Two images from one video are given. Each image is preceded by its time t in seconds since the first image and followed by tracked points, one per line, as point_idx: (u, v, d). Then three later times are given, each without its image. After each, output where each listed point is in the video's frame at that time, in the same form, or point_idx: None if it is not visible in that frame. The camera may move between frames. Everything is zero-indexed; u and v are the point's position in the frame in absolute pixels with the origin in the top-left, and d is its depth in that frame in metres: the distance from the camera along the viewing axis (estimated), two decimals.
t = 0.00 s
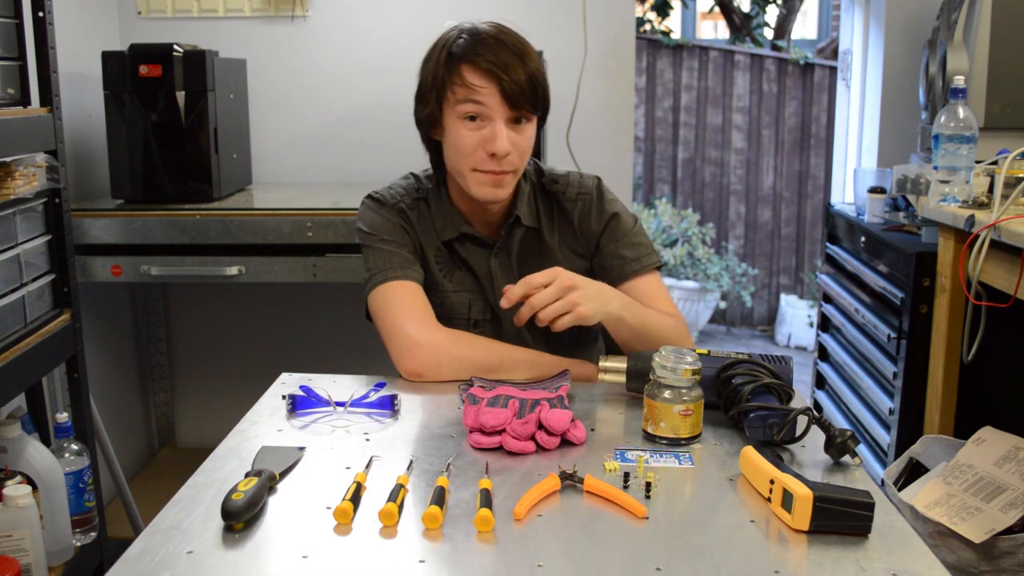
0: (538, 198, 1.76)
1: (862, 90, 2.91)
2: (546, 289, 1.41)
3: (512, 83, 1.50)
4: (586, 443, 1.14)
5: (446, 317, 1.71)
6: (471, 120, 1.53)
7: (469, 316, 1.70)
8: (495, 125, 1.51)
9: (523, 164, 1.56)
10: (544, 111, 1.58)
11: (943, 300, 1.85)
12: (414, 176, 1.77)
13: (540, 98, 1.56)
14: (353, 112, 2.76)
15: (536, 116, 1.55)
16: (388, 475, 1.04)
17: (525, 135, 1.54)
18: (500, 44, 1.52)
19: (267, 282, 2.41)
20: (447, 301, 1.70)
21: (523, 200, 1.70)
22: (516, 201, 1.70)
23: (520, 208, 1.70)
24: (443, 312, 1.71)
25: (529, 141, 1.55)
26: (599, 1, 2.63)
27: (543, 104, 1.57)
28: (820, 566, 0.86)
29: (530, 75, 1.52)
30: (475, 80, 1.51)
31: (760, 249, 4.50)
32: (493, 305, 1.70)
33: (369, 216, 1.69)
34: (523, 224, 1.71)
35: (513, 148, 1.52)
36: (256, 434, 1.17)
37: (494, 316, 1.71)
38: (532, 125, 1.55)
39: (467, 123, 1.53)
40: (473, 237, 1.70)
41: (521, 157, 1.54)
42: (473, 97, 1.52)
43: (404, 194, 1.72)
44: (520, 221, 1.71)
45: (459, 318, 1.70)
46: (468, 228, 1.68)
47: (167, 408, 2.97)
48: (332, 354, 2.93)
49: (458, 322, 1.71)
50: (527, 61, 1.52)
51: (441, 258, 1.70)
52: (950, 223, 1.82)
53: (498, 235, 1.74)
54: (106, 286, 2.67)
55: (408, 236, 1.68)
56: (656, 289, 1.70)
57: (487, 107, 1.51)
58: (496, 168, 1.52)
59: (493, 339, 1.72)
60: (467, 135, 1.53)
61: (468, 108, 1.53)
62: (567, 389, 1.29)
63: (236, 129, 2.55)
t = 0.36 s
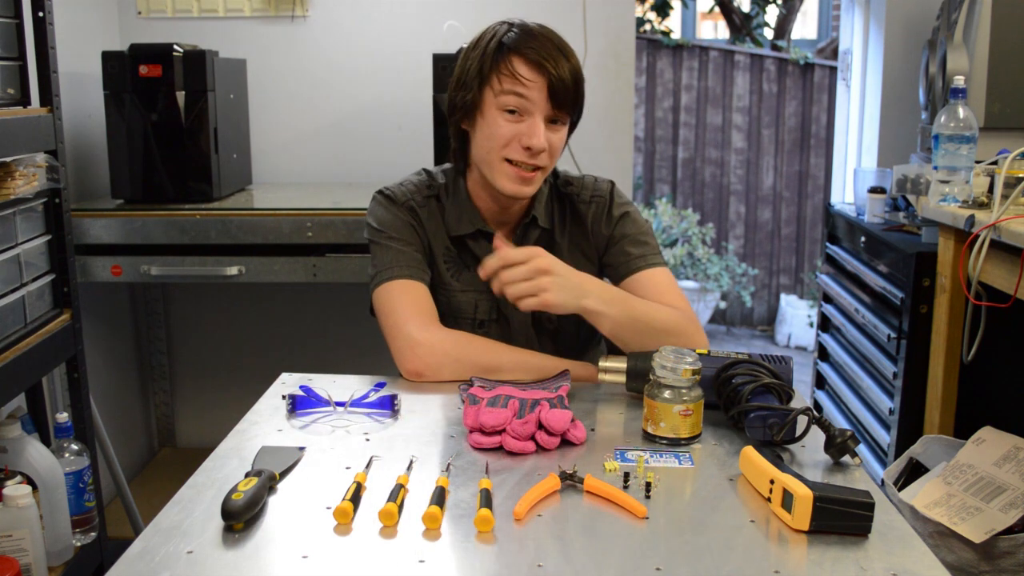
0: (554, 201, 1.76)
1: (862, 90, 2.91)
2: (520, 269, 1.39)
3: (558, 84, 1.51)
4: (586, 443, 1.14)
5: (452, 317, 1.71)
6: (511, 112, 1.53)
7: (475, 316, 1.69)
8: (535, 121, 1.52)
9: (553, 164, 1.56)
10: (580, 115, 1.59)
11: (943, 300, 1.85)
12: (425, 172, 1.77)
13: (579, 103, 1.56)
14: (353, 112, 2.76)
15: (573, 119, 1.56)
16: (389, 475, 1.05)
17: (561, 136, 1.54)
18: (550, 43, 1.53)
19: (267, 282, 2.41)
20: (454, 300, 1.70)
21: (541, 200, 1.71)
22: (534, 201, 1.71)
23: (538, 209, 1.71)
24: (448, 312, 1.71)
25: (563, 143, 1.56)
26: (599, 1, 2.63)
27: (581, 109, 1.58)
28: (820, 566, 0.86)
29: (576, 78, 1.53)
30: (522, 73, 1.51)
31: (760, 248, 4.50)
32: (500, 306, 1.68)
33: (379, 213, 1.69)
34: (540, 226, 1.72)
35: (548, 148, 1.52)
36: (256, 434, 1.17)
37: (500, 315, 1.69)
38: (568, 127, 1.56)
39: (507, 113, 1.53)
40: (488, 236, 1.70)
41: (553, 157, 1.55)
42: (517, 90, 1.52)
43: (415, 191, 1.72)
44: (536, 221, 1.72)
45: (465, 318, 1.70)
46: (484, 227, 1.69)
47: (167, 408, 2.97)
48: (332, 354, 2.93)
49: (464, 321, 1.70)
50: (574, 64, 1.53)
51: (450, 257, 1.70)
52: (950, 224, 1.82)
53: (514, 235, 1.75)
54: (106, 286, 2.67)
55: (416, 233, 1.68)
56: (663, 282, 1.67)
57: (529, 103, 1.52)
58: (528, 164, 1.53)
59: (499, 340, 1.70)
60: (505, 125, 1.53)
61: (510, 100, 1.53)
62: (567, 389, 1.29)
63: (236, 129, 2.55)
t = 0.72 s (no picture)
0: (563, 210, 1.75)
1: (862, 90, 2.91)
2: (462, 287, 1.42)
3: (571, 90, 1.50)
4: (586, 443, 1.14)
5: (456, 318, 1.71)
6: (522, 117, 1.52)
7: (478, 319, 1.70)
8: (545, 127, 1.51)
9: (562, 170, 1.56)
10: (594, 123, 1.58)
11: (943, 300, 1.85)
12: (438, 171, 1.77)
13: (592, 111, 1.56)
14: (353, 112, 2.76)
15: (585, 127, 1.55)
16: (389, 475, 1.05)
17: (571, 143, 1.53)
18: (566, 49, 1.52)
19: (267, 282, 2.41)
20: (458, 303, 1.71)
21: (550, 209, 1.71)
22: (544, 210, 1.71)
23: (547, 218, 1.71)
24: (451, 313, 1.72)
25: (574, 150, 1.55)
26: None
27: (594, 117, 1.57)
28: (820, 566, 0.86)
29: (590, 86, 1.53)
30: (535, 78, 1.51)
31: (760, 248, 4.50)
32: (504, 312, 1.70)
33: (389, 208, 1.69)
34: (548, 235, 1.72)
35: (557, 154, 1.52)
36: (256, 434, 1.17)
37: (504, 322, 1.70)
38: (579, 134, 1.55)
39: (517, 118, 1.53)
40: (495, 241, 1.71)
41: (562, 164, 1.54)
42: (529, 94, 1.51)
43: (426, 189, 1.72)
44: (545, 229, 1.71)
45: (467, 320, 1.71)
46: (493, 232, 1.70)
47: (167, 408, 2.97)
48: (331, 354, 2.93)
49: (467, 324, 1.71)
50: (588, 72, 1.52)
51: (457, 259, 1.71)
52: (950, 223, 1.82)
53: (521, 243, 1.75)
54: (106, 286, 2.67)
55: (425, 233, 1.68)
56: (674, 281, 1.65)
57: (540, 108, 1.51)
58: (536, 170, 1.52)
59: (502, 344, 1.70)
60: (514, 129, 1.52)
61: (521, 105, 1.52)
62: (567, 389, 1.30)
63: (236, 129, 2.55)
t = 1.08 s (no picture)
0: (567, 212, 1.74)
1: (862, 90, 2.91)
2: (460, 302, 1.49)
3: (570, 92, 1.50)
4: (586, 443, 1.14)
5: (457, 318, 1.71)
6: (523, 121, 1.53)
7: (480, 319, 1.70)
8: (545, 130, 1.51)
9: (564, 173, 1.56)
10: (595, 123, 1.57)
11: (943, 300, 1.85)
12: (445, 169, 1.78)
13: (594, 112, 1.55)
14: (353, 112, 2.76)
15: (586, 128, 1.55)
16: (389, 475, 1.05)
17: (572, 146, 1.53)
18: (564, 50, 1.52)
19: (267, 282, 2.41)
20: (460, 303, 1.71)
21: (555, 210, 1.70)
22: (547, 211, 1.70)
23: (551, 220, 1.69)
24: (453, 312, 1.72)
25: (575, 152, 1.55)
26: None
27: (597, 117, 1.57)
28: (820, 566, 0.86)
29: (591, 88, 1.52)
30: (535, 81, 1.51)
31: (760, 248, 4.50)
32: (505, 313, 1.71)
33: (394, 206, 1.70)
34: (551, 236, 1.71)
35: (558, 158, 1.52)
36: (256, 434, 1.17)
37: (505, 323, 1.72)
38: (580, 136, 1.55)
39: (518, 121, 1.53)
40: (497, 240, 1.71)
41: (564, 166, 1.55)
42: (529, 98, 1.51)
43: (431, 187, 1.73)
44: (548, 230, 1.70)
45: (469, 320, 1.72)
46: (495, 231, 1.70)
47: (167, 408, 2.97)
48: (331, 354, 2.93)
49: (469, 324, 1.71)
50: (587, 71, 1.52)
51: (459, 259, 1.72)
52: (950, 223, 1.82)
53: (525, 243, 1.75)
54: (107, 286, 2.67)
55: (428, 231, 1.69)
56: (676, 284, 1.65)
57: (540, 111, 1.51)
58: (537, 174, 1.53)
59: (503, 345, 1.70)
60: (515, 133, 1.53)
61: (521, 109, 1.52)
62: (567, 389, 1.30)
63: (236, 129, 2.55)
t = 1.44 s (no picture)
0: (567, 211, 1.74)
1: (863, 90, 2.91)
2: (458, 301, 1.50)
3: (558, 95, 1.49)
4: (586, 443, 1.14)
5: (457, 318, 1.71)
6: (513, 126, 1.52)
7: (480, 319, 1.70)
8: (535, 134, 1.50)
9: (558, 173, 1.56)
10: (586, 122, 1.56)
11: (943, 300, 1.85)
12: (445, 169, 1.77)
13: (584, 111, 1.54)
14: (353, 112, 2.76)
15: (578, 128, 1.54)
16: (389, 475, 1.05)
17: (563, 147, 1.53)
18: (550, 53, 1.51)
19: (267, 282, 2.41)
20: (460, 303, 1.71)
21: (554, 209, 1.69)
22: (546, 210, 1.69)
23: (550, 219, 1.69)
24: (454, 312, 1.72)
25: (567, 153, 1.54)
26: None
27: (587, 116, 1.56)
28: (820, 566, 0.86)
29: (579, 90, 1.51)
30: (522, 86, 1.50)
31: (760, 249, 4.50)
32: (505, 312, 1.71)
33: (394, 206, 1.70)
34: (551, 236, 1.70)
35: (550, 160, 1.52)
36: (256, 434, 1.17)
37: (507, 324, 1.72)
38: (571, 136, 1.54)
39: (507, 127, 1.52)
40: (497, 240, 1.70)
41: (556, 168, 1.54)
42: (518, 104, 1.50)
43: (431, 188, 1.72)
44: (548, 230, 1.70)
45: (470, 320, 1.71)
46: (495, 231, 1.69)
47: (167, 408, 2.97)
48: (331, 354, 2.93)
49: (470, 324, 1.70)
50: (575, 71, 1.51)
51: (460, 259, 1.71)
52: (949, 223, 1.82)
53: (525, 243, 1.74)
54: (106, 286, 2.67)
55: (428, 231, 1.69)
56: (679, 284, 1.65)
57: (529, 116, 1.50)
58: (530, 177, 1.53)
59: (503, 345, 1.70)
60: (505, 140, 1.52)
61: (510, 114, 1.51)
62: (567, 389, 1.30)
63: (236, 129, 2.55)
